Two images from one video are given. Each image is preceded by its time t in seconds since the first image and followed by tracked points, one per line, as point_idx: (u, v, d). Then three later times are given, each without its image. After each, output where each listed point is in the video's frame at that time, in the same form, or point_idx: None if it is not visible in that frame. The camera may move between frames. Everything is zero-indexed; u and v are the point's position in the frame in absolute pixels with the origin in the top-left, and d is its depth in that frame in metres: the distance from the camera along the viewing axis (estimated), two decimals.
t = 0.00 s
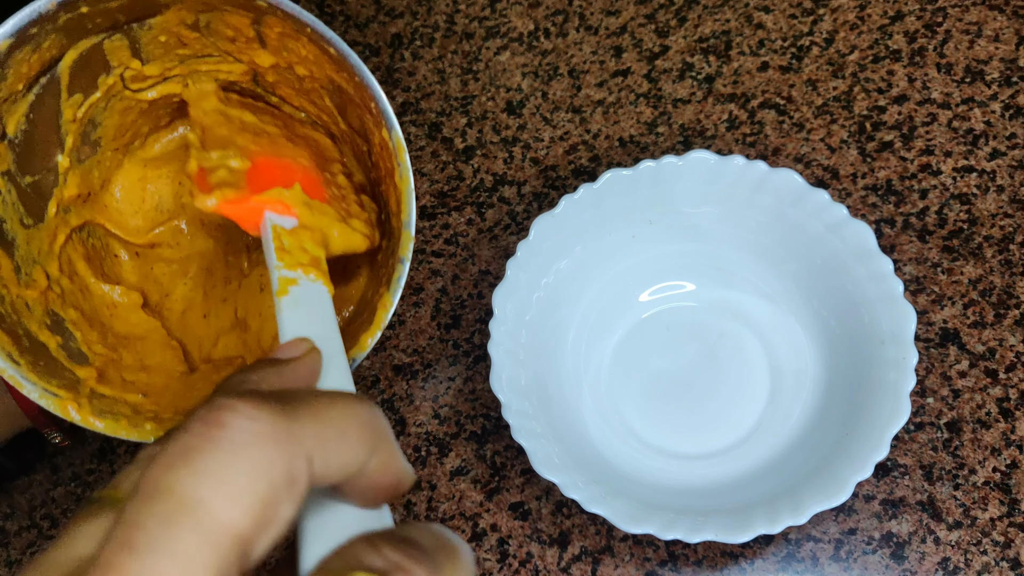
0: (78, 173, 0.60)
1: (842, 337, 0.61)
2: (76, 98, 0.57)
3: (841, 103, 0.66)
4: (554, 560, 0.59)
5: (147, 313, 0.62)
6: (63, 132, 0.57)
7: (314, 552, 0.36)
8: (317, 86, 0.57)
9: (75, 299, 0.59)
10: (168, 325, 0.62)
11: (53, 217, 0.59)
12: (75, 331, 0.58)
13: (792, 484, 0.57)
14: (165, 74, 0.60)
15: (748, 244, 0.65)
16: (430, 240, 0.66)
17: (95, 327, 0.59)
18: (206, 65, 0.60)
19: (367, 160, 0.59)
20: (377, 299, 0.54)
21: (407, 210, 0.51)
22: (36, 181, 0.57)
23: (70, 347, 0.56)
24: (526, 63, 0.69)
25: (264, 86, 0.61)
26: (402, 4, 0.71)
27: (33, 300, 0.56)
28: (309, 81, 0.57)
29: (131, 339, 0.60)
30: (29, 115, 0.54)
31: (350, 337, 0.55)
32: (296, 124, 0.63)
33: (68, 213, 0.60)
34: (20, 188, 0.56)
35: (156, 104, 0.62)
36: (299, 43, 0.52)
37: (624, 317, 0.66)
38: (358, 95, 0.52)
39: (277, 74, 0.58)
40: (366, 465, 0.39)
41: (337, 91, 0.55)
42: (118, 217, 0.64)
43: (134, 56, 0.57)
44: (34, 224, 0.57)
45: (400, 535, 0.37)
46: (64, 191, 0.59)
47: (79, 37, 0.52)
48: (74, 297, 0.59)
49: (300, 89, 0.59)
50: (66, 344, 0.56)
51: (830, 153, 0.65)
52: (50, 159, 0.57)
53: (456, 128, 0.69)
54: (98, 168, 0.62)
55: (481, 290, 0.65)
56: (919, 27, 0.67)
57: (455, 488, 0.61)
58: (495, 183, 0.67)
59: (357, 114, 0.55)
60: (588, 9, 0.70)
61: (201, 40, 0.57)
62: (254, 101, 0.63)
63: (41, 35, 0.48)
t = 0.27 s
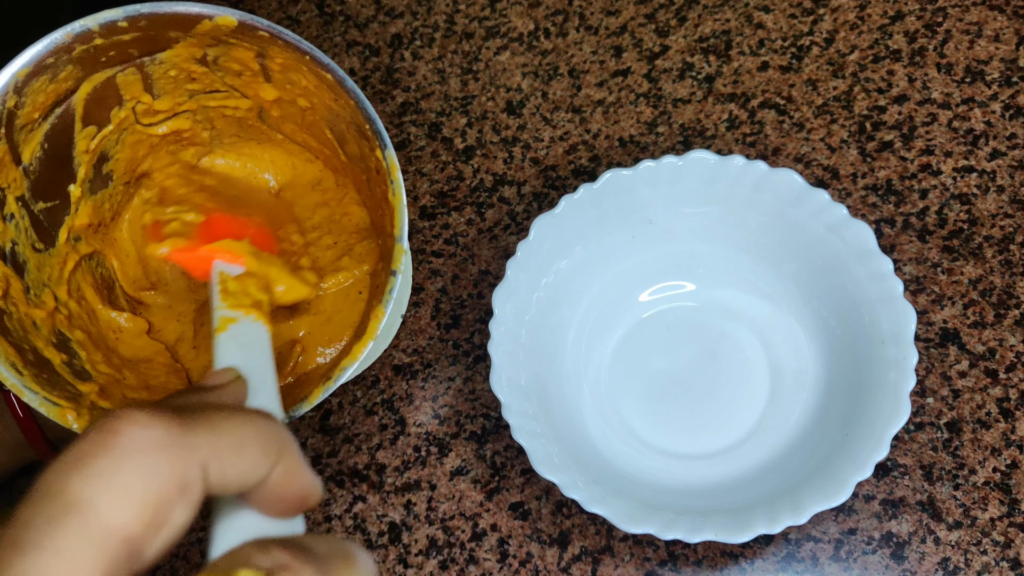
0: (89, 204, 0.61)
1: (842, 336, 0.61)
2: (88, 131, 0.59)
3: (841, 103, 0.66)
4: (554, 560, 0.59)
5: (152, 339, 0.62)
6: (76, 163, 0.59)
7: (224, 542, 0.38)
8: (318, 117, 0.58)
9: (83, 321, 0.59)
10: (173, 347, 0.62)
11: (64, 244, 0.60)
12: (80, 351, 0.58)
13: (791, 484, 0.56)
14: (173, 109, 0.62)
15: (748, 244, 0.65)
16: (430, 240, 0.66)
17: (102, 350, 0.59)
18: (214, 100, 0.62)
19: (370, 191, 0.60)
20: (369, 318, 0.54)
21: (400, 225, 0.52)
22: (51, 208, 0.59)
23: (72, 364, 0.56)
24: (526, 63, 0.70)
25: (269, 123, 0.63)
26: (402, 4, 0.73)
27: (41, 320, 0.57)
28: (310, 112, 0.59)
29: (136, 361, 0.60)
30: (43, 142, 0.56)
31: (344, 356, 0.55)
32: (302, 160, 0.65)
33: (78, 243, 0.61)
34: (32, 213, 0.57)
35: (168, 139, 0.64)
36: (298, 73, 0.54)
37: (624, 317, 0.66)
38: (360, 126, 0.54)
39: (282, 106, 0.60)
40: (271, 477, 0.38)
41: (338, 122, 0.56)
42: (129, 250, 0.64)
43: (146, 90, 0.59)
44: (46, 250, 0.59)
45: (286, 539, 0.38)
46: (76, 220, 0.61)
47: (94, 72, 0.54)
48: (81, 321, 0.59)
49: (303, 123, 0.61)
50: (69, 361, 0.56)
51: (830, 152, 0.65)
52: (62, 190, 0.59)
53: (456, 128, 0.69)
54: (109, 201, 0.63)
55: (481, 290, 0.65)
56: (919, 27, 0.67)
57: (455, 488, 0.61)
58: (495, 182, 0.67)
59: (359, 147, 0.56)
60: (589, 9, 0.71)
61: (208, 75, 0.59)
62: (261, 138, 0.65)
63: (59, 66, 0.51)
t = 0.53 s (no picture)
0: (80, 228, 0.62)
1: (842, 336, 0.61)
2: (75, 155, 0.58)
3: (841, 103, 0.66)
4: (554, 560, 0.59)
5: (146, 351, 0.63)
6: (65, 189, 0.59)
7: None
8: (293, 122, 0.59)
9: (76, 337, 0.60)
10: (165, 359, 0.63)
11: (56, 268, 0.60)
12: (74, 367, 0.58)
13: (791, 484, 0.56)
14: (155, 129, 0.62)
15: (747, 243, 0.65)
16: (430, 240, 0.66)
17: (96, 365, 0.60)
18: (194, 118, 0.62)
19: (348, 193, 0.61)
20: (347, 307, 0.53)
21: (366, 206, 0.50)
22: (40, 231, 0.58)
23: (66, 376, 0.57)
24: (526, 63, 0.70)
25: (250, 136, 0.64)
26: (401, 5, 0.73)
27: (34, 336, 0.57)
28: (284, 116, 0.59)
29: (131, 375, 0.61)
30: (28, 167, 0.55)
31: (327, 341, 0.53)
32: (282, 171, 0.67)
33: (72, 266, 0.61)
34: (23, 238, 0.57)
35: (153, 159, 0.64)
36: (265, 76, 0.54)
37: (624, 316, 0.66)
38: (326, 125, 0.54)
39: (257, 115, 0.61)
40: (210, 526, 0.43)
41: (307, 122, 0.57)
42: (119, 271, 0.65)
43: (125, 111, 0.59)
44: (37, 271, 0.59)
45: None
46: (68, 242, 0.61)
47: (68, 93, 0.53)
48: (76, 339, 0.60)
49: (281, 131, 0.62)
50: (63, 375, 0.57)
51: (830, 152, 0.65)
52: (52, 215, 0.59)
53: (456, 128, 0.69)
54: (101, 226, 0.64)
55: (481, 290, 0.65)
56: (919, 27, 0.67)
57: (455, 488, 0.61)
58: (495, 182, 0.67)
59: (330, 148, 0.56)
60: (589, 9, 0.71)
61: (182, 91, 0.58)
62: (242, 152, 0.66)
63: (31, 87, 0.49)
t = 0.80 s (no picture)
0: (86, 234, 0.64)
1: (842, 336, 0.61)
2: (76, 160, 0.62)
3: (841, 103, 0.66)
4: (554, 560, 0.59)
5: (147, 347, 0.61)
6: (70, 193, 0.62)
7: None
8: (280, 121, 0.59)
9: (79, 333, 0.59)
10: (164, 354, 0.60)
11: (62, 269, 0.62)
12: (75, 355, 0.57)
13: (791, 484, 0.56)
14: (155, 135, 0.65)
15: (747, 243, 0.65)
16: (430, 239, 0.66)
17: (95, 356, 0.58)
18: (192, 125, 0.65)
19: (336, 186, 0.59)
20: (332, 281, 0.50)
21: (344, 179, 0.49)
22: (46, 232, 0.61)
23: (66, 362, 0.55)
24: (526, 63, 0.70)
25: (245, 143, 0.65)
26: (401, 5, 0.73)
27: (35, 326, 0.56)
28: (273, 116, 0.59)
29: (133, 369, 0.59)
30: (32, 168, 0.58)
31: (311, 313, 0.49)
32: (276, 178, 0.66)
33: (78, 269, 0.63)
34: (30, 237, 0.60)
35: (155, 168, 0.67)
36: (250, 72, 0.55)
37: (625, 316, 0.66)
38: (304, 111, 0.54)
39: (250, 117, 0.62)
40: None
41: (292, 116, 0.57)
42: (124, 278, 0.65)
43: (124, 117, 0.62)
44: (43, 270, 0.60)
45: None
46: (74, 246, 0.63)
47: (70, 97, 0.57)
48: (79, 334, 0.59)
49: (271, 133, 0.62)
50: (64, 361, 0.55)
51: (830, 152, 0.65)
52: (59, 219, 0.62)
53: (455, 128, 0.69)
54: (107, 234, 0.66)
55: (481, 290, 0.65)
56: (919, 27, 0.67)
57: (455, 488, 0.61)
58: (495, 182, 0.67)
59: (313, 140, 0.56)
60: (589, 9, 0.71)
61: (177, 95, 0.61)
62: (240, 162, 0.67)
63: (34, 87, 0.53)
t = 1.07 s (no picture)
0: (105, 251, 0.64)
1: (841, 336, 0.61)
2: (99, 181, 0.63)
3: (841, 103, 0.66)
4: (554, 560, 0.59)
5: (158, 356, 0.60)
6: (92, 213, 0.63)
7: None
8: (293, 145, 0.60)
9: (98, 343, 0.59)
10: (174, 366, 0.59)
11: (82, 283, 0.62)
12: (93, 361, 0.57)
13: (791, 483, 0.56)
14: (173, 159, 0.65)
15: (747, 243, 0.65)
16: (430, 239, 0.66)
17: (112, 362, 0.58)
18: (208, 148, 0.65)
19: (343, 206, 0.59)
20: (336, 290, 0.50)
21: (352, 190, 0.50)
22: (69, 248, 0.61)
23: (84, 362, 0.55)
24: (526, 63, 0.70)
25: (258, 167, 0.65)
26: (401, 5, 0.73)
27: (57, 333, 0.56)
28: (286, 141, 0.60)
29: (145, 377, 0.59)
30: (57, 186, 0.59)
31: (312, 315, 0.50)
32: (283, 200, 0.66)
33: (97, 285, 0.63)
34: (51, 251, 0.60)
35: (171, 191, 0.67)
36: (267, 95, 0.56)
37: (624, 316, 0.66)
38: (312, 127, 0.55)
39: (262, 141, 0.62)
40: None
41: (304, 138, 0.57)
42: (139, 292, 0.64)
43: (144, 139, 0.63)
44: (66, 283, 0.61)
45: None
46: (94, 263, 0.63)
47: (95, 121, 0.58)
48: (95, 341, 0.59)
49: (284, 156, 0.62)
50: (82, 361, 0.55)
51: (830, 152, 0.65)
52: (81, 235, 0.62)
53: (455, 128, 0.69)
54: (125, 252, 0.66)
55: (481, 290, 0.65)
56: (920, 27, 0.67)
57: (455, 488, 0.61)
58: (495, 182, 0.67)
59: (323, 161, 0.57)
60: (589, 10, 0.71)
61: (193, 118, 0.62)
62: (252, 186, 0.66)
63: (60, 109, 0.54)
